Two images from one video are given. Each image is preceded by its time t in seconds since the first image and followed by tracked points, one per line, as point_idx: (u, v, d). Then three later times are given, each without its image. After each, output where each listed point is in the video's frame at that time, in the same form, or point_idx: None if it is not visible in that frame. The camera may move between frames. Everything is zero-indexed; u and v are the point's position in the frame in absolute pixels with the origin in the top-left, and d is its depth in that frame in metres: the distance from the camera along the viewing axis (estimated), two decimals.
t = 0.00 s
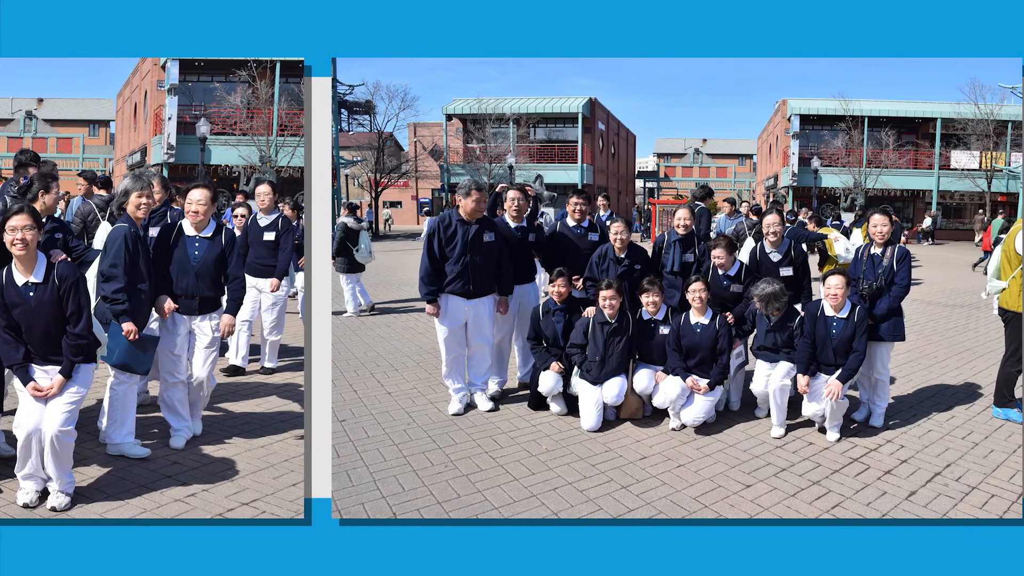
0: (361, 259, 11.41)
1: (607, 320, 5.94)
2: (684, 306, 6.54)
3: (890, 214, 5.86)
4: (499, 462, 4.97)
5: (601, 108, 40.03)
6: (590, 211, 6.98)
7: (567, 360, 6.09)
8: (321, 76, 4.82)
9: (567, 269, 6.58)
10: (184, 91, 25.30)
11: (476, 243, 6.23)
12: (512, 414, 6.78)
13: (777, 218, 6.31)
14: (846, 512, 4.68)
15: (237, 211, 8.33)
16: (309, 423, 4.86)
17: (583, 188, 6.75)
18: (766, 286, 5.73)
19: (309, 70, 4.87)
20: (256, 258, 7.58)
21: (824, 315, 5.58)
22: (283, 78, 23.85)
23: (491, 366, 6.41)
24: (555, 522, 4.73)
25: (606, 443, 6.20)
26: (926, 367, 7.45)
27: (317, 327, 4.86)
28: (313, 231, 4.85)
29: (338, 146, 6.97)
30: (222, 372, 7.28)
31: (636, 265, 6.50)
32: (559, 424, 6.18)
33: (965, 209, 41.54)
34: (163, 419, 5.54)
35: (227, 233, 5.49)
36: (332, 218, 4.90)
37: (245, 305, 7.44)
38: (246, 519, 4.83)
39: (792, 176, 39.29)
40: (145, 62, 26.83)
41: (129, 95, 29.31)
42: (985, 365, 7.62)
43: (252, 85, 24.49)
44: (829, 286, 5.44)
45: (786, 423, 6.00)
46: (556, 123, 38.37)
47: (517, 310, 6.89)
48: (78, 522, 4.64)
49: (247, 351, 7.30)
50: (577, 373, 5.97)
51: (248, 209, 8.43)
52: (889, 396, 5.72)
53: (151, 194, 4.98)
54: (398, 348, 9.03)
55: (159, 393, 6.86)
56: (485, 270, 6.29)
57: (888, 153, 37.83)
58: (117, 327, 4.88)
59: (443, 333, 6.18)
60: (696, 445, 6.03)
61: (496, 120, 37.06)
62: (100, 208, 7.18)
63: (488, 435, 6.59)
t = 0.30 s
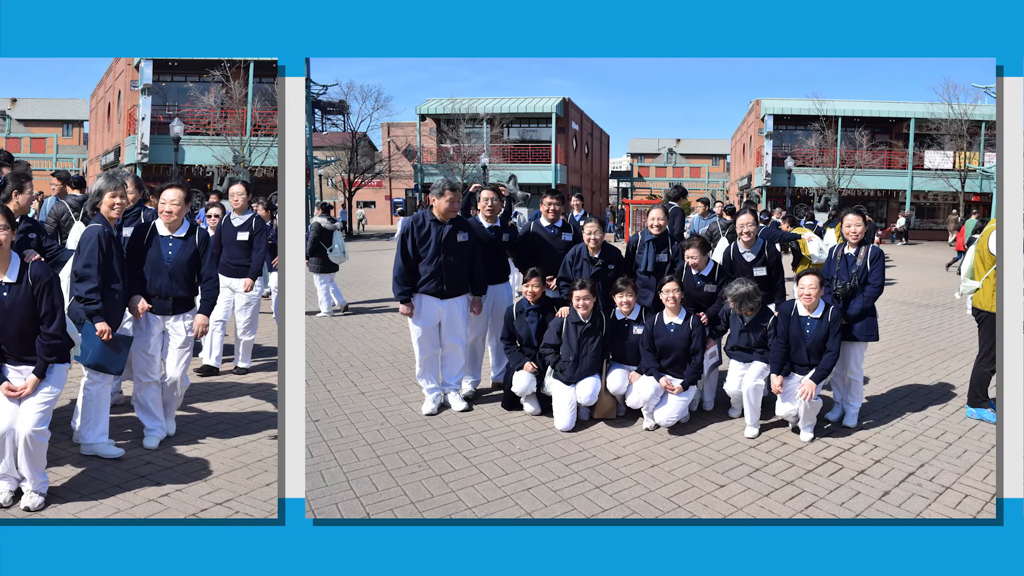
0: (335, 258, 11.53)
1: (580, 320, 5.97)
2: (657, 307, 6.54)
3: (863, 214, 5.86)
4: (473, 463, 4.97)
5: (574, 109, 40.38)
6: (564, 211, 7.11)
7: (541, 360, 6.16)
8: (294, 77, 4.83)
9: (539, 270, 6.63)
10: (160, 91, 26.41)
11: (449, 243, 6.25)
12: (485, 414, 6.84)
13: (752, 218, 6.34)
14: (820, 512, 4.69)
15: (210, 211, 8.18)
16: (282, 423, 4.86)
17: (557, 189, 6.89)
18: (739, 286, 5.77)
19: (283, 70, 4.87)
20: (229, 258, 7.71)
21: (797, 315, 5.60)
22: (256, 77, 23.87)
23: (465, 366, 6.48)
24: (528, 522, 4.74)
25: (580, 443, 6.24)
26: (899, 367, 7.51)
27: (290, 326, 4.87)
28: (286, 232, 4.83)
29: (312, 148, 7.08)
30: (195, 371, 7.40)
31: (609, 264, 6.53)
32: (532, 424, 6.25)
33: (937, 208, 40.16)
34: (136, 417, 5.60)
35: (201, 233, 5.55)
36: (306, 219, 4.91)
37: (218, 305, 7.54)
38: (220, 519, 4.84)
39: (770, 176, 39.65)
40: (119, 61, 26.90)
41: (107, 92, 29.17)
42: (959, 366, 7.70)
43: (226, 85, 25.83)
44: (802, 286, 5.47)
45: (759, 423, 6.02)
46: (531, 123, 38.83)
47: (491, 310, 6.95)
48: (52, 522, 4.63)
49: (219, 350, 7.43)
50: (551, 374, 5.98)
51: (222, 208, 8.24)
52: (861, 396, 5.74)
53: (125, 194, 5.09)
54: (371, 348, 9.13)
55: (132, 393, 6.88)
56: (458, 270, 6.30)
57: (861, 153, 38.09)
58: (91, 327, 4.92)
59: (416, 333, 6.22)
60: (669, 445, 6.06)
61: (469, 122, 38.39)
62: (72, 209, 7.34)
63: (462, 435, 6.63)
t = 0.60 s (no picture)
0: (308, 259, 11.73)
1: (554, 320, 6.21)
2: (631, 306, 6.83)
3: (837, 214, 5.89)
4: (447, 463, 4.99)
5: (548, 109, 40.74)
6: (537, 211, 7.39)
7: (514, 360, 6.39)
8: (268, 77, 4.83)
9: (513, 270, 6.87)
10: (132, 90, 24.55)
11: (422, 244, 6.49)
12: (459, 414, 6.95)
13: (726, 220, 6.54)
14: (794, 512, 4.71)
15: (182, 211, 8.23)
16: (256, 423, 4.86)
17: (530, 189, 7.23)
18: (713, 286, 5.92)
19: (256, 70, 4.87)
20: (203, 258, 7.84)
21: (771, 315, 5.73)
22: (231, 77, 23.77)
23: (438, 366, 6.71)
24: (502, 522, 4.75)
25: (554, 443, 6.30)
26: (872, 368, 7.62)
27: (264, 327, 4.87)
28: (260, 232, 4.83)
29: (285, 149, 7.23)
30: (171, 371, 7.66)
31: (582, 265, 6.80)
32: (505, 424, 6.36)
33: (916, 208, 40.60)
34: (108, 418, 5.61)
35: (173, 233, 5.76)
36: (279, 218, 4.91)
37: (192, 306, 7.75)
38: (194, 519, 4.86)
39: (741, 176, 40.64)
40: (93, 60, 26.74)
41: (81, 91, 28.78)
42: (931, 366, 7.87)
43: (201, 83, 25.07)
44: (776, 287, 5.60)
45: (732, 423, 6.21)
46: (505, 123, 39.67)
47: (465, 310, 7.26)
48: (25, 522, 4.63)
49: (193, 350, 7.69)
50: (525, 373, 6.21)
51: (195, 208, 8.37)
52: (836, 397, 5.87)
53: (98, 193, 5.10)
54: (344, 347, 9.40)
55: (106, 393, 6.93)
56: (430, 270, 6.55)
57: (834, 154, 39.14)
58: (64, 327, 4.90)
59: (390, 333, 6.46)
60: (643, 445, 6.19)
61: (443, 121, 38.30)
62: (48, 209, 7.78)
63: (435, 436, 6.56)
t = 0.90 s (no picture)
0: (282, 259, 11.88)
1: (528, 320, 6.28)
2: (604, 306, 7.01)
3: (811, 214, 5.97)
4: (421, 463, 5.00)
5: (523, 109, 40.91)
6: (512, 211, 7.57)
7: (488, 360, 6.44)
8: (241, 77, 4.84)
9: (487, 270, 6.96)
10: (105, 91, 22.33)
11: (396, 243, 6.58)
12: (433, 414, 6.99)
13: (698, 219, 6.67)
14: (767, 512, 4.71)
15: (158, 211, 8.42)
16: (229, 423, 4.86)
17: (504, 190, 7.42)
18: (687, 286, 5.97)
19: (229, 70, 4.88)
20: (177, 258, 7.97)
21: (744, 315, 5.78)
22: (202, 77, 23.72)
23: (412, 366, 6.80)
24: (475, 522, 4.76)
25: (528, 443, 6.32)
26: (846, 367, 7.70)
27: (237, 327, 4.86)
28: (233, 232, 4.84)
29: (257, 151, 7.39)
30: (143, 371, 7.77)
31: (555, 265, 6.97)
32: (479, 424, 6.41)
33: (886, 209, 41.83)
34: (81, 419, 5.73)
35: (147, 233, 5.91)
36: (254, 218, 4.91)
37: (166, 305, 7.90)
38: (167, 519, 4.86)
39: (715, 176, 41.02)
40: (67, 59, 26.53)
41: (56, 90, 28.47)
42: (904, 366, 7.97)
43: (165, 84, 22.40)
44: (750, 286, 5.65)
45: (705, 424, 6.24)
46: (477, 123, 39.34)
47: (438, 310, 7.34)
48: None
49: (167, 350, 7.80)
50: (500, 373, 6.30)
51: (169, 208, 8.58)
52: (809, 397, 5.90)
53: (72, 193, 5.15)
54: (318, 347, 9.52)
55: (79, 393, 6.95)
56: (404, 270, 6.64)
57: (808, 154, 39.45)
58: (37, 327, 4.93)
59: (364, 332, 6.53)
60: (616, 445, 6.27)
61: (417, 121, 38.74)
62: (20, 209, 7.85)
63: (409, 435, 6.62)
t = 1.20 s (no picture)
0: (255, 259, 12.01)
1: (501, 320, 6.38)
2: (577, 306, 7.06)
3: (784, 214, 6.00)
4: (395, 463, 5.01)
5: (495, 108, 41.79)
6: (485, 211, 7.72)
7: (461, 360, 6.55)
8: (216, 77, 4.84)
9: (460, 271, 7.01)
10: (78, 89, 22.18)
11: (370, 244, 6.64)
12: (407, 413, 7.06)
13: (672, 220, 6.82)
14: (740, 512, 4.72)
15: (132, 212, 8.78)
16: (203, 423, 4.85)
17: (477, 190, 7.52)
18: (661, 287, 6.04)
19: (203, 70, 4.88)
20: (150, 258, 8.12)
21: (718, 315, 5.87)
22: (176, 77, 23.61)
23: (385, 367, 6.89)
24: (449, 522, 4.76)
25: (502, 443, 6.36)
26: (820, 368, 7.77)
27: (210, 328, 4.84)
28: (207, 231, 4.82)
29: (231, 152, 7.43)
30: (117, 371, 7.95)
31: (529, 264, 7.08)
32: (453, 424, 6.49)
33: (859, 208, 41.29)
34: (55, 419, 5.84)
35: (120, 233, 6.04)
36: (227, 218, 4.89)
37: (140, 305, 8.06)
38: (142, 519, 4.87)
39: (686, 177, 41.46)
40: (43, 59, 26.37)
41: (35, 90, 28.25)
42: (878, 366, 8.07)
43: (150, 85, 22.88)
44: (723, 287, 5.73)
45: (680, 424, 6.25)
46: (453, 123, 40.61)
47: (411, 310, 7.41)
48: None
49: (140, 351, 7.99)
50: (472, 372, 6.45)
51: (142, 209, 8.95)
52: (782, 396, 6.00)
53: (45, 194, 5.29)
54: (291, 346, 9.63)
55: (53, 393, 6.98)
56: (377, 270, 6.68)
57: (780, 153, 39.88)
58: (11, 327, 5.05)
59: (338, 333, 6.60)
60: (590, 445, 6.32)
61: (390, 121, 38.59)
62: None
63: (383, 436, 6.66)
